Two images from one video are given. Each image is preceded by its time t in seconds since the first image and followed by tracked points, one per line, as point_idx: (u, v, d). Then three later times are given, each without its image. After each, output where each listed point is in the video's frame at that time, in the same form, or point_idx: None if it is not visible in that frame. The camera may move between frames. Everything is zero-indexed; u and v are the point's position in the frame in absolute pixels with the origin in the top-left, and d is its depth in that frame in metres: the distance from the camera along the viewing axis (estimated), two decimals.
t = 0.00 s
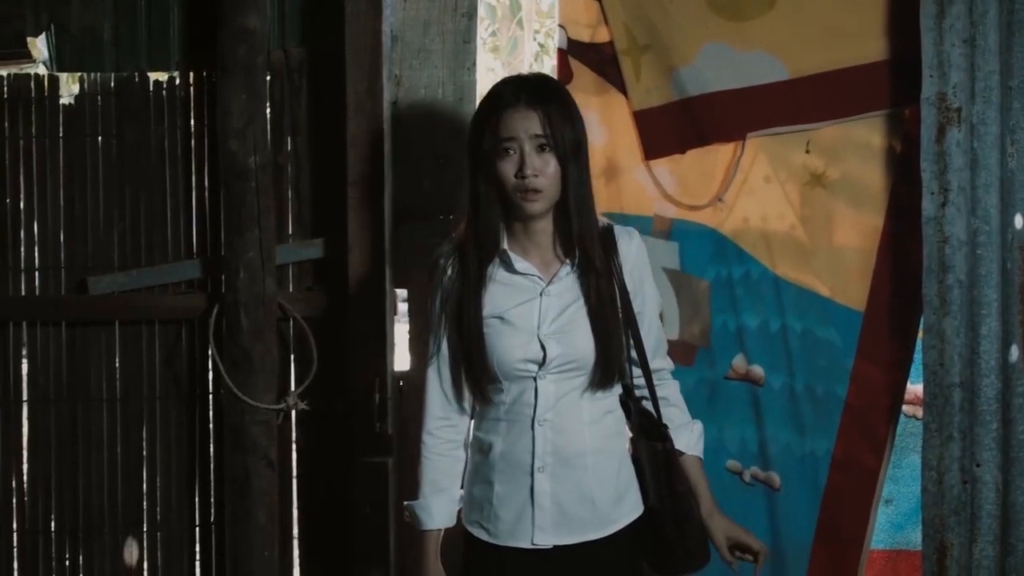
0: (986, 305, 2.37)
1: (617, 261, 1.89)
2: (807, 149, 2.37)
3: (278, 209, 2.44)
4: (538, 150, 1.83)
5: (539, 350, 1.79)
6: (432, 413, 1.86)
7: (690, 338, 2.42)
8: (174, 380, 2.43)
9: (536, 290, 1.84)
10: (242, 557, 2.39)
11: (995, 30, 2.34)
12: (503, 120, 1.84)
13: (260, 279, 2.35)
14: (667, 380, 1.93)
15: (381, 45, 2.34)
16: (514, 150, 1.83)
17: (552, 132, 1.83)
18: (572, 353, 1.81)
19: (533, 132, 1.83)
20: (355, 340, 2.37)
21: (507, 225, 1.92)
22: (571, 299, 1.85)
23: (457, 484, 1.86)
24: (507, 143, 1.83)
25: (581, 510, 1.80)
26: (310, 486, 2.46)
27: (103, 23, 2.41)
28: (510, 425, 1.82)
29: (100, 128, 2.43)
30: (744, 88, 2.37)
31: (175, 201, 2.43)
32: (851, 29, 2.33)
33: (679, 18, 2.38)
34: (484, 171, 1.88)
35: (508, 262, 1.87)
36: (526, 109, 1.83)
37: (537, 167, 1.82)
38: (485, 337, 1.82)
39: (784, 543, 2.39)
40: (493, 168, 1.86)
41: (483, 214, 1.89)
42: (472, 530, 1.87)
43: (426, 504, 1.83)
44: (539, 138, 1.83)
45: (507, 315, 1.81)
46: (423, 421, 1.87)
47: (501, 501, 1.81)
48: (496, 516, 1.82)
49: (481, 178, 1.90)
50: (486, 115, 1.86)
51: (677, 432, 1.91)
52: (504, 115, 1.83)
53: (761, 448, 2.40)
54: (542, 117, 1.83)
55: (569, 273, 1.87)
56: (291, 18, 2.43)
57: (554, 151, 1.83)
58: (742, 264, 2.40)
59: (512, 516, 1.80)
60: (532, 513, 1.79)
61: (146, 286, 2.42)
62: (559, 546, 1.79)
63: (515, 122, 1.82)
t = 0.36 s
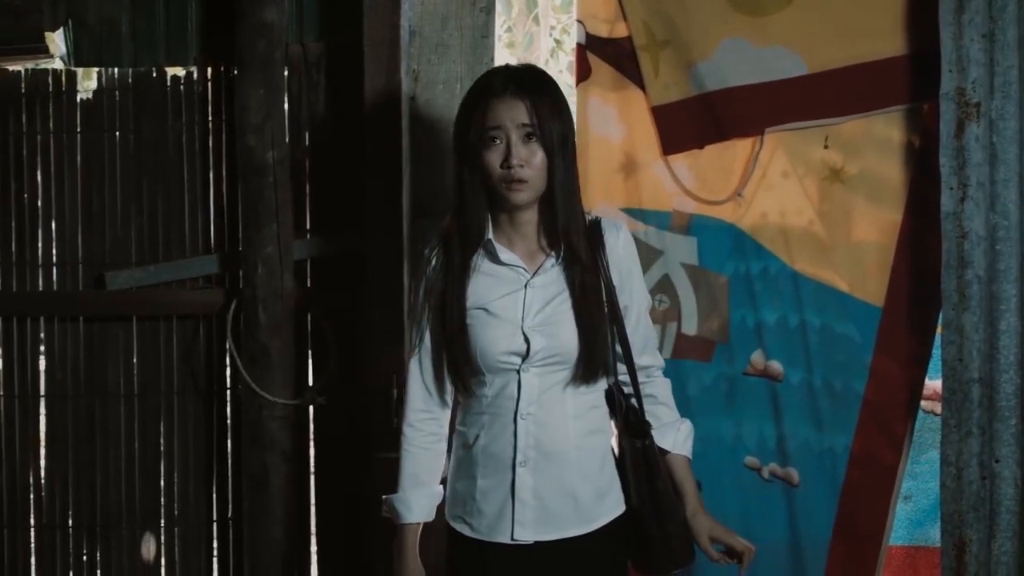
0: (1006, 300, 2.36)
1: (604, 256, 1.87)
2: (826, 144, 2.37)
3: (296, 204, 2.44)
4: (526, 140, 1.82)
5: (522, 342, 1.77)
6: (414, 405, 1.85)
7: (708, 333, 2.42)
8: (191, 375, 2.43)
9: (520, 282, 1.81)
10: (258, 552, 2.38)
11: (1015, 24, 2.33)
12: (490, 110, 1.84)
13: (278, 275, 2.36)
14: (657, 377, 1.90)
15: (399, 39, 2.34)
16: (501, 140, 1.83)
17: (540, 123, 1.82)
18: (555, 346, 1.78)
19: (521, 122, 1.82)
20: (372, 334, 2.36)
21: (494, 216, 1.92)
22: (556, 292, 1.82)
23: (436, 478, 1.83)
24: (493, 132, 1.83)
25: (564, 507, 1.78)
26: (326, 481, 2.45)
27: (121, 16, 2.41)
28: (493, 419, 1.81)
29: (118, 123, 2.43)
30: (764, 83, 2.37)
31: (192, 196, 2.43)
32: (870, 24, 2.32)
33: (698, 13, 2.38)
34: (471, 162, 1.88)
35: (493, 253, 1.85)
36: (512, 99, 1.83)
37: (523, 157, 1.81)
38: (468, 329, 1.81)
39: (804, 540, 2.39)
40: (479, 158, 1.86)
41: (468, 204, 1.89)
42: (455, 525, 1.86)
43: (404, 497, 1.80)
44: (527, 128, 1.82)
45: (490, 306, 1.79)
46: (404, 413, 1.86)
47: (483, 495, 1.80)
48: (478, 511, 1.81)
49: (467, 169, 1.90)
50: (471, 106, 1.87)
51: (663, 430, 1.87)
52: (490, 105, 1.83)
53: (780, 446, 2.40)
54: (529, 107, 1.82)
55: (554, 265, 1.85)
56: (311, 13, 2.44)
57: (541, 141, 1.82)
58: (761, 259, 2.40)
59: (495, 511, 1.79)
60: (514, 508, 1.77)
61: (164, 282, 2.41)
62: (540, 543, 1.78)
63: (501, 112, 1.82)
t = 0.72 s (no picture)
0: None
1: (603, 259, 1.88)
2: (844, 144, 2.36)
3: (313, 203, 2.45)
4: (525, 141, 1.83)
5: (518, 344, 1.77)
6: (412, 406, 1.86)
7: (725, 333, 2.42)
8: (209, 374, 2.43)
9: (517, 285, 1.82)
10: (279, 549, 2.40)
11: None
12: (490, 113, 1.83)
13: (297, 275, 2.37)
14: (656, 380, 1.91)
15: (417, 38, 2.34)
16: (500, 142, 1.83)
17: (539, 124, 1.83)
18: (551, 348, 1.79)
19: (520, 124, 1.82)
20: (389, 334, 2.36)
21: (492, 217, 1.93)
22: (552, 295, 1.83)
23: (433, 480, 1.85)
24: (492, 134, 1.83)
25: (558, 509, 1.79)
26: (344, 480, 2.45)
27: (139, 16, 2.40)
28: (489, 421, 1.82)
29: (136, 122, 2.43)
30: (782, 83, 2.37)
31: (210, 196, 2.43)
32: (887, 25, 2.32)
33: (715, 13, 2.38)
34: (469, 163, 1.88)
35: (491, 255, 1.86)
36: (510, 101, 1.83)
37: (523, 159, 1.81)
38: (465, 330, 1.82)
39: (822, 541, 2.39)
40: (477, 160, 1.86)
41: (465, 205, 1.89)
42: (451, 526, 1.88)
43: (401, 498, 1.82)
44: (526, 130, 1.82)
45: (486, 308, 1.80)
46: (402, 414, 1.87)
47: (478, 496, 1.82)
48: (474, 512, 1.82)
49: (466, 170, 1.90)
50: (471, 107, 1.86)
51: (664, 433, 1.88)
52: (489, 106, 1.83)
53: (799, 446, 2.39)
54: (528, 108, 1.82)
55: (550, 268, 1.85)
56: (328, 12, 2.43)
57: (541, 143, 1.83)
58: (779, 260, 2.39)
59: (490, 512, 1.80)
60: (509, 510, 1.78)
61: (181, 282, 2.41)
62: (535, 544, 1.79)
63: (501, 113, 1.82)
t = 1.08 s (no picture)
0: None
1: (619, 257, 1.85)
2: (869, 141, 2.34)
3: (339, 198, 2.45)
4: (547, 138, 1.80)
5: (536, 343, 1.77)
6: (430, 405, 1.85)
7: (750, 331, 2.42)
8: (234, 371, 2.43)
9: (533, 282, 1.81)
10: (302, 546, 2.39)
11: None
12: (511, 110, 1.81)
13: (321, 272, 2.37)
14: (675, 377, 1.88)
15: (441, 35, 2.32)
16: (522, 139, 1.80)
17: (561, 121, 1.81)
18: (568, 346, 1.78)
19: (542, 121, 1.80)
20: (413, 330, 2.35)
21: (509, 215, 1.90)
22: (569, 292, 1.81)
23: (454, 479, 1.85)
24: (513, 130, 1.80)
25: (577, 508, 1.78)
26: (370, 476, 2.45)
27: (163, 13, 2.42)
28: (507, 419, 1.81)
29: (160, 119, 2.43)
30: (807, 79, 2.35)
31: (235, 193, 2.42)
32: (913, 20, 2.29)
33: (739, 10, 2.37)
34: (488, 161, 1.85)
35: (506, 252, 1.84)
36: (532, 99, 1.80)
37: (546, 156, 1.79)
38: (483, 329, 1.81)
39: (848, 540, 2.39)
40: (498, 157, 1.83)
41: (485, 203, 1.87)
42: (471, 525, 1.87)
43: (424, 500, 1.83)
44: (548, 127, 1.80)
45: (502, 307, 1.79)
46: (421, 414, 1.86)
47: (498, 495, 1.81)
48: (494, 511, 1.82)
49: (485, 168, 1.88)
50: (493, 104, 1.83)
51: (684, 431, 1.86)
52: (511, 102, 1.81)
53: (824, 444, 2.39)
54: (549, 106, 1.80)
55: (566, 264, 1.84)
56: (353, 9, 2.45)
57: (564, 140, 1.81)
58: (804, 257, 2.39)
59: (510, 511, 1.80)
60: (528, 508, 1.78)
61: (205, 278, 2.41)
62: (555, 543, 1.79)
63: (523, 110, 1.80)
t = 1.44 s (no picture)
0: None
1: (646, 248, 1.79)
2: (899, 132, 2.32)
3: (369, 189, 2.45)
4: (583, 132, 1.75)
5: (562, 336, 1.72)
6: (457, 400, 1.82)
7: (781, 322, 2.42)
8: (264, 360, 2.44)
9: (560, 274, 1.76)
10: (333, 537, 2.41)
11: None
12: (546, 103, 1.74)
13: (352, 263, 2.38)
14: (706, 369, 1.81)
15: (471, 28, 2.30)
16: (558, 134, 1.74)
17: (597, 114, 1.76)
18: (595, 340, 1.73)
19: (577, 114, 1.75)
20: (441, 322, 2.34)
21: (536, 210, 1.84)
22: (596, 284, 1.76)
23: (481, 474, 1.81)
24: (550, 125, 1.74)
25: (604, 502, 1.73)
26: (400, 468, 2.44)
27: (192, 6, 2.44)
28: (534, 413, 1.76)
29: (189, 110, 2.43)
30: (837, 69, 2.34)
31: (265, 183, 2.43)
32: (946, 9, 2.25)
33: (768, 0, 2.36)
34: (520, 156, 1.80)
35: (532, 245, 1.79)
36: (568, 91, 1.75)
37: (583, 150, 1.74)
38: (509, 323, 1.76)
39: (879, 532, 2.38)
40: (532, 151, 1.77)
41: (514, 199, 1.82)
42: (499, 520, 1.83)
43: (451, 493, 1.79)
44: (584, 120, 1.75)
45: (529, 300, 1.75)
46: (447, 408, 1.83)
47: (524, 489, 1.77)
48: (521, 506, 1.78)
49: (516, 161, 1.81)
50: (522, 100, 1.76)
51: (714, 424, 1.79)
52: (546, 95, 1.75)
53: (855, 435, 2.39)
54: (584, 98, 1.75)
55: (594, 256, 1.79)
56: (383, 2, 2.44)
57: (599, 133, 1.76)
58: (834, 247, 2.38)
59: (537, 505, 1.76)
60: (555, 502, 1.74)
61: (234, 269, 2.42)
62: (582, 538, 1.74)
63: (558, 104, 1.74)
